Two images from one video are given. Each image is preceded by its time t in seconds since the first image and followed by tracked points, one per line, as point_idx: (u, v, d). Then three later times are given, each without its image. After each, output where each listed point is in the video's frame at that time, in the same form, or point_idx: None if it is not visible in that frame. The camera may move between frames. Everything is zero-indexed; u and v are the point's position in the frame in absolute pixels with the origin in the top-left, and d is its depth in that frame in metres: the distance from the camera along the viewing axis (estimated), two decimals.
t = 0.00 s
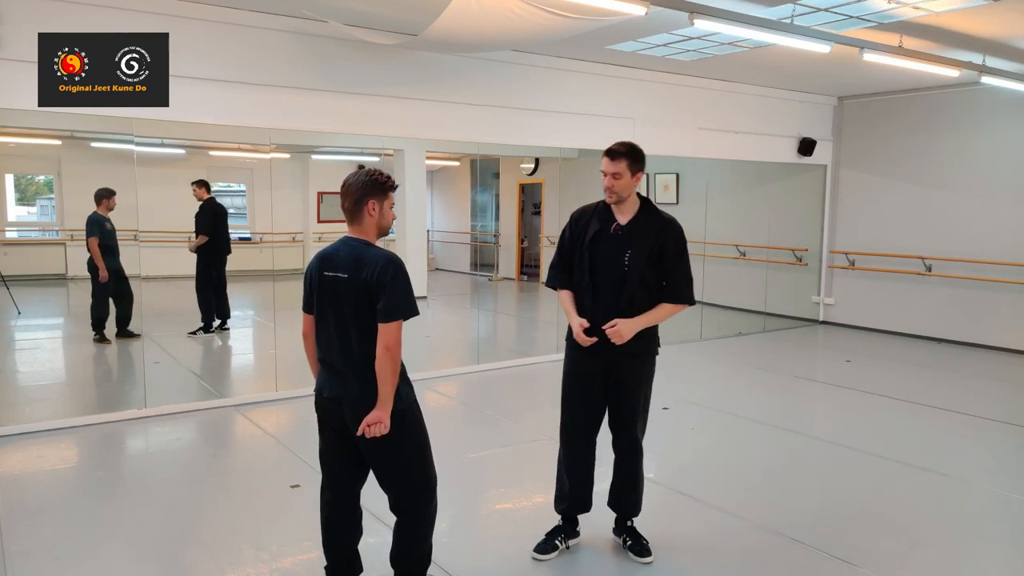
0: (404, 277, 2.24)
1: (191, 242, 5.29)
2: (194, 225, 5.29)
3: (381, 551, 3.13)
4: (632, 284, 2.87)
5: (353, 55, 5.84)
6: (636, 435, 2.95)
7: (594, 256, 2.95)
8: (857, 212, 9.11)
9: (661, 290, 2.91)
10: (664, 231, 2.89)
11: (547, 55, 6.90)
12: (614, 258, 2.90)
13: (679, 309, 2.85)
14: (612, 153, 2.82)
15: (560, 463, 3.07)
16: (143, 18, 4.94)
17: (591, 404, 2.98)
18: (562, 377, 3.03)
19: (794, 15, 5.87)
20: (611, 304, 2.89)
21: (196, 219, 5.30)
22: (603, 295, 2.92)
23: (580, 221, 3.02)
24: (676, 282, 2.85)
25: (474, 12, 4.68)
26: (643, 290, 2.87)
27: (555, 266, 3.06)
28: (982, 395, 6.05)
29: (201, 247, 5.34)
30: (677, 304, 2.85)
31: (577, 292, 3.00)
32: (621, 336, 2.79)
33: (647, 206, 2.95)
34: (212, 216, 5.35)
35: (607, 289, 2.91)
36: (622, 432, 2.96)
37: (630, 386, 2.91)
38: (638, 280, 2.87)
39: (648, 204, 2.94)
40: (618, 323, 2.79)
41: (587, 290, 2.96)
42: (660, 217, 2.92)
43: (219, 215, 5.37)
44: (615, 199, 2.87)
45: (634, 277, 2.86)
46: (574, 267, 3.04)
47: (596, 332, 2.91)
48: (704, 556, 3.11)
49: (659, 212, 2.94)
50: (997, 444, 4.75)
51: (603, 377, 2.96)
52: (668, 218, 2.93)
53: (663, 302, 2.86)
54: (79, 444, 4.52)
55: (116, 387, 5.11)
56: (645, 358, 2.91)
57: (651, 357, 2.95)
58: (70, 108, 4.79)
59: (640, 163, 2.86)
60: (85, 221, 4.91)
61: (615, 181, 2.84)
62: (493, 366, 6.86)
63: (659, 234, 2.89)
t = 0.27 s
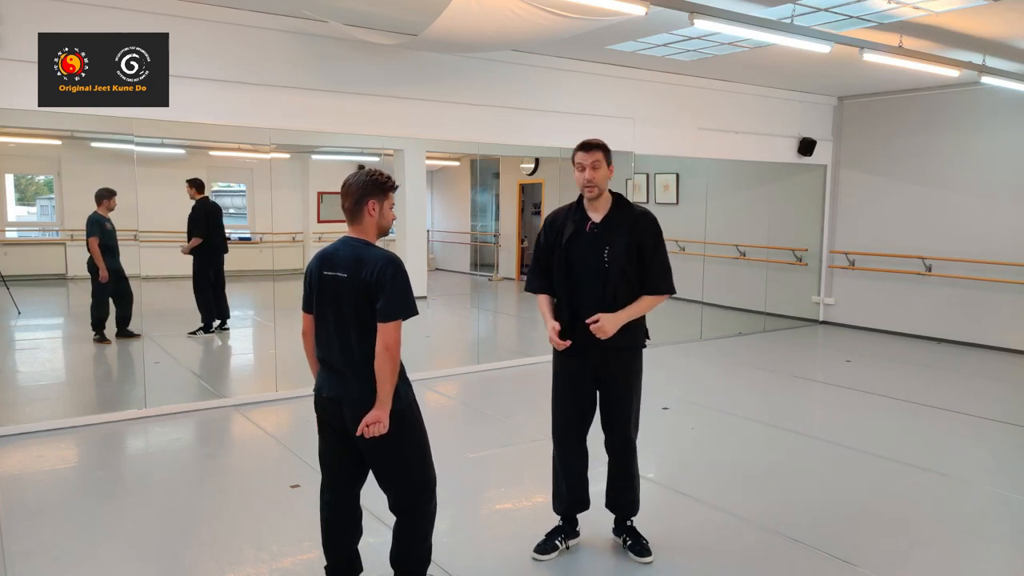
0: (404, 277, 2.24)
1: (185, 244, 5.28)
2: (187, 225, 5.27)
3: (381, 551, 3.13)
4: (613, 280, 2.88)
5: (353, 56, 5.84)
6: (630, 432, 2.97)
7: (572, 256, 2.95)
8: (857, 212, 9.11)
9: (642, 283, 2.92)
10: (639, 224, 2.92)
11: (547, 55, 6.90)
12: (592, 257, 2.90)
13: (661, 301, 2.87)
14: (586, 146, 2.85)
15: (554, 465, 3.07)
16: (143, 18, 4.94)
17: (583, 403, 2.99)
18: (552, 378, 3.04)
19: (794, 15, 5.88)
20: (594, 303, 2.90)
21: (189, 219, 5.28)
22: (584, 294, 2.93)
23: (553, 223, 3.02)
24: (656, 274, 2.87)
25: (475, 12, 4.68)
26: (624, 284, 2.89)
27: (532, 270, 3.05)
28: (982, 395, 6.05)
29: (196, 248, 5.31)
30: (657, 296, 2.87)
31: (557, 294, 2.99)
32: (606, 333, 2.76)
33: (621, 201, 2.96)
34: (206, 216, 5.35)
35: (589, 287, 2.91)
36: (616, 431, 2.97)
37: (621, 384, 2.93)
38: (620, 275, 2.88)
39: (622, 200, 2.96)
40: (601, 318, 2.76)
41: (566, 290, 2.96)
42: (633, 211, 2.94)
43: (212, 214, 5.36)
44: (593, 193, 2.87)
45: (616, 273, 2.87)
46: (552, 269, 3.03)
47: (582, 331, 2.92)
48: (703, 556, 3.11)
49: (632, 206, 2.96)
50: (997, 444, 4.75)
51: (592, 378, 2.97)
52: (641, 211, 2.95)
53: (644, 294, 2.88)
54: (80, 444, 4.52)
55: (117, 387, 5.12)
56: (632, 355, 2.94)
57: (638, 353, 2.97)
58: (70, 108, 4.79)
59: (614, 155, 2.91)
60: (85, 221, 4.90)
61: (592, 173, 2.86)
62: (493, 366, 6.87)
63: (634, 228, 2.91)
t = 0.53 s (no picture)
0: (404, 277, 2.24)
1: (177, 243, 5.25)
2: (182, 228, 5.25)
3: (381, 551, 3.13)
4: (610, 276, 2.90)
5: (353, 56, 5.84)
6: (628, 430, 2.97)
7: (566, 255, 2.94)
8: (857, 212, 9.11)
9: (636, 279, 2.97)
10: (632, 222, 2.96)
11: (547, 55, 6.90)
12: (588, 254, 2.91)
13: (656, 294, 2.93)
14: (579, 146, 2.84)
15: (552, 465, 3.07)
16: (143, 18, 4.94)
17: (579, 403, 2.99)
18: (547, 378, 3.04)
19: (794, 15, 5.87)
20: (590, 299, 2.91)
21: (185, 219, 5.26)
22: (579, 291, 2.93)
23: (545, 223, 3.00)
24: (651, 269, 2.93)
25: (474, 12, 4.68)
26: (620, 280, 2.92)
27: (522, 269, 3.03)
28: (983, 395, 6.05)
29: (189, 247, 5.29)
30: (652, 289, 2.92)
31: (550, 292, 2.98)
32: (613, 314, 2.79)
33: (613, 200, 2.99)
34: (202, 216, 5.32)
35: (585, 283, 2.93)
36: (613, 430, 2.98)
37: (617, 382, 2.94)
38: (616, 272, 2.91)
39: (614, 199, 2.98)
40: (611, 298, 2.79)
41: (561, 288, 2.96)
42: (625, 209, 2.98)
43: (206, 214, 5.33)
44: (587, 192, 2.88)
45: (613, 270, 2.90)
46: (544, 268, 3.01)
47: (579, 329, 2.92)
48: (703, 556, 3.11)
49: (624, 205, 3.00)
50: (997, 444, 4.75)
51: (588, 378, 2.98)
52: (632, 209, 3.00)
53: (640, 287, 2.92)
54: (80, 444, 4.52)
55: (117, 387, 5.12)
56: (628, 352, 2.94)
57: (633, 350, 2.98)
58: (70, 108, 4.80)
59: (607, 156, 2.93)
60: (86, 221, 4.90)
61: (586, 173, 2.87)
62: (493, 366, 6.87)
63: (629, 226, 2.95)
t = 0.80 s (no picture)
0: (405, 277, 2.24)
1: (176, 242, 5.24)
2: (180, 228, 5.23)
3: (381, 551, 3.13)
4: (611, 276, 2.91)
5: (353, 56, 5.84)
6: (628, 430, 2.97)
7: (567, 255, 2.93)
8: (857, 212, 9.11)
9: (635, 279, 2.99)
10: (631, 223, 2.97)
11: (547, 55, 6.90)
12: (590, 255, 2.92)
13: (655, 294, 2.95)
14: (580, 147, 2.85)
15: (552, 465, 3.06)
16: (143, 18, 4.94)
17: (579, 404, 2.99)
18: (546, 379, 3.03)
19: (794, 15, 5.88)
20: (591, 298, 2.91)
21: (184, 219, 5.24)
22: (580, 291, 2.93)
23: (545, 223, 2.99)
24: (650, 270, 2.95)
25: (474, 12, 4.68)
26: (620, 280, 2.93)
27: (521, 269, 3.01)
28: (983, 395, 6.05)
29: (188, 246, 5.28)
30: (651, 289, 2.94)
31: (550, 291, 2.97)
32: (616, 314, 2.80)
33: (612, 201, 2.99)
34: (200, 216, 5.30)
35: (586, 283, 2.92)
36: (613, 431, 2.98)
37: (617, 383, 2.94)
38: (616, 272, 2.92)
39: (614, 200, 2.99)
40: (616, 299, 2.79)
41: (562, 287, 2.95)
42: (625, 210, 2.99)
43: (204, 214, 5.31)
44: (587, 192, 2.88)
45: (613, 270, 2.91)
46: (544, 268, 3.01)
47: (579, 330, 2.92)
48: (704, 556, 3.11)
49: (623, 206, 3.01)
50: (997, 444, 4.75)
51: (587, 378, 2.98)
52: (631, 210, 3.01)
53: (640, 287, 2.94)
54: (80, 444, 4.52)
55: (117, 387, 5.12)
56: (627, 352, 2.95)
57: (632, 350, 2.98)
58: (70, 108, 4.79)
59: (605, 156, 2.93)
60: (86, 221, 4.91)
61: (586, 173, 2.87)
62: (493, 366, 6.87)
63: (629, 226, 2.96)
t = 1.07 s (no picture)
0: (405, 277, 2.24)
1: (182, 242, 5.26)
2: (185, 227, 5.25)
3: (381, 551, 3.13)
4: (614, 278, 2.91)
5: (353, 56, 5.84)
6: (629, 431, 2.97)
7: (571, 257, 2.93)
8: (857, 211, 9.11)
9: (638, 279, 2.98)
10: (634, 222, 2.96)
11: (547, 55, 6.90)
12: (593, 256, 2.91)
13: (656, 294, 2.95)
14: (570, 155, 2.82)
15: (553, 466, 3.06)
16: (143, 18, 4.94)
17: (582, 404, 2.99)
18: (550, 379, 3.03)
19: (794, 15, 5.88)
20: (593, 299, 2.91)
21: (185, 220, 5.25)
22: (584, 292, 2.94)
23: (548, 224, 2.98)
24: (652, 270, 2.94)
25: (474, 12, 4.68)
26: (622, 281, 2.93)
27: (526, 270, 3.01)
28: (983, 395, 6.05)
29: (191, 246, 5.29)
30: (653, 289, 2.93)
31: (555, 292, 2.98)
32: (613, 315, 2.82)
33: (614, 201, 2.97)
34: (201, 216, 5.30)
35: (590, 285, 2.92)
36: (615, 432, 2.98)
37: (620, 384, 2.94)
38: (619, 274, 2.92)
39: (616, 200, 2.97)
40: (610, 301, 2.81)
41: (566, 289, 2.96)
42: (628, 210, 2.98)
43: (205, 214, 5.32)
44: (580, 200, 2.88)
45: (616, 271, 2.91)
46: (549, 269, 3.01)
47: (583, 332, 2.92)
48: (704, 557, 3.11)
49: (626, 204, 3.00)
50: (997, 444, 4.75)
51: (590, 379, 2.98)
52: (634, 209, 3.00)
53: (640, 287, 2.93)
54: (80, 444, 4.52)
55: (117, 387, 5.12)
56: (630, 353, 2.95)
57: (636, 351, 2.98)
58: (70, 108, 4.79)
59: (602, 160, 2.86)
60: (86, 221, 4.91)
61: (577, 182, 2.85)
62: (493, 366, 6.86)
63: (632, 226, 2.95)
